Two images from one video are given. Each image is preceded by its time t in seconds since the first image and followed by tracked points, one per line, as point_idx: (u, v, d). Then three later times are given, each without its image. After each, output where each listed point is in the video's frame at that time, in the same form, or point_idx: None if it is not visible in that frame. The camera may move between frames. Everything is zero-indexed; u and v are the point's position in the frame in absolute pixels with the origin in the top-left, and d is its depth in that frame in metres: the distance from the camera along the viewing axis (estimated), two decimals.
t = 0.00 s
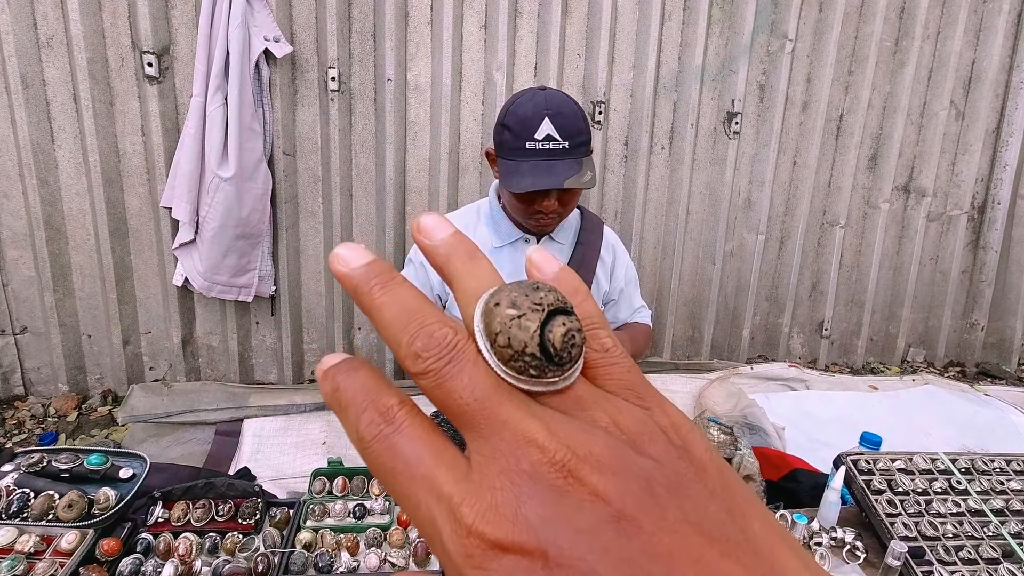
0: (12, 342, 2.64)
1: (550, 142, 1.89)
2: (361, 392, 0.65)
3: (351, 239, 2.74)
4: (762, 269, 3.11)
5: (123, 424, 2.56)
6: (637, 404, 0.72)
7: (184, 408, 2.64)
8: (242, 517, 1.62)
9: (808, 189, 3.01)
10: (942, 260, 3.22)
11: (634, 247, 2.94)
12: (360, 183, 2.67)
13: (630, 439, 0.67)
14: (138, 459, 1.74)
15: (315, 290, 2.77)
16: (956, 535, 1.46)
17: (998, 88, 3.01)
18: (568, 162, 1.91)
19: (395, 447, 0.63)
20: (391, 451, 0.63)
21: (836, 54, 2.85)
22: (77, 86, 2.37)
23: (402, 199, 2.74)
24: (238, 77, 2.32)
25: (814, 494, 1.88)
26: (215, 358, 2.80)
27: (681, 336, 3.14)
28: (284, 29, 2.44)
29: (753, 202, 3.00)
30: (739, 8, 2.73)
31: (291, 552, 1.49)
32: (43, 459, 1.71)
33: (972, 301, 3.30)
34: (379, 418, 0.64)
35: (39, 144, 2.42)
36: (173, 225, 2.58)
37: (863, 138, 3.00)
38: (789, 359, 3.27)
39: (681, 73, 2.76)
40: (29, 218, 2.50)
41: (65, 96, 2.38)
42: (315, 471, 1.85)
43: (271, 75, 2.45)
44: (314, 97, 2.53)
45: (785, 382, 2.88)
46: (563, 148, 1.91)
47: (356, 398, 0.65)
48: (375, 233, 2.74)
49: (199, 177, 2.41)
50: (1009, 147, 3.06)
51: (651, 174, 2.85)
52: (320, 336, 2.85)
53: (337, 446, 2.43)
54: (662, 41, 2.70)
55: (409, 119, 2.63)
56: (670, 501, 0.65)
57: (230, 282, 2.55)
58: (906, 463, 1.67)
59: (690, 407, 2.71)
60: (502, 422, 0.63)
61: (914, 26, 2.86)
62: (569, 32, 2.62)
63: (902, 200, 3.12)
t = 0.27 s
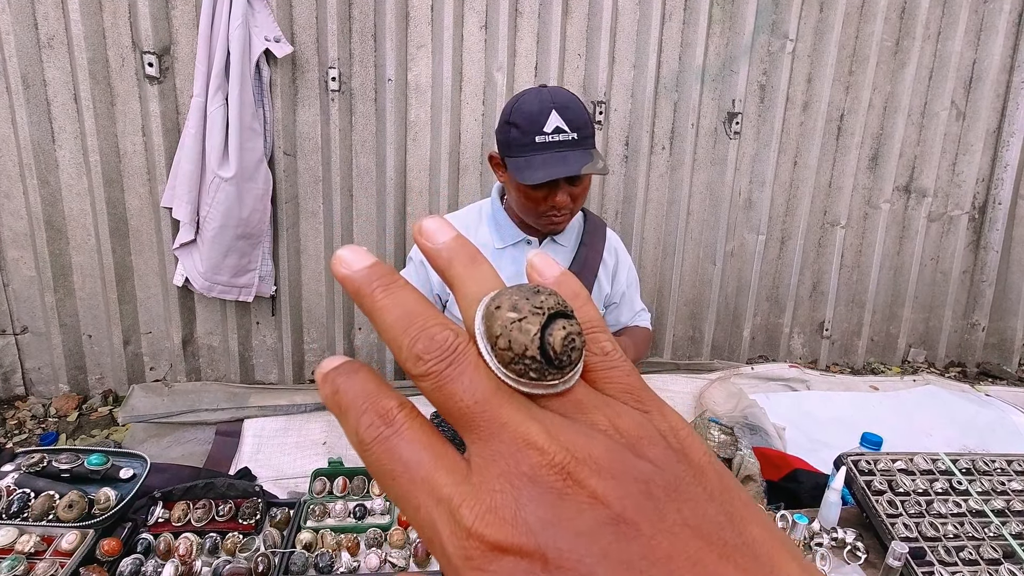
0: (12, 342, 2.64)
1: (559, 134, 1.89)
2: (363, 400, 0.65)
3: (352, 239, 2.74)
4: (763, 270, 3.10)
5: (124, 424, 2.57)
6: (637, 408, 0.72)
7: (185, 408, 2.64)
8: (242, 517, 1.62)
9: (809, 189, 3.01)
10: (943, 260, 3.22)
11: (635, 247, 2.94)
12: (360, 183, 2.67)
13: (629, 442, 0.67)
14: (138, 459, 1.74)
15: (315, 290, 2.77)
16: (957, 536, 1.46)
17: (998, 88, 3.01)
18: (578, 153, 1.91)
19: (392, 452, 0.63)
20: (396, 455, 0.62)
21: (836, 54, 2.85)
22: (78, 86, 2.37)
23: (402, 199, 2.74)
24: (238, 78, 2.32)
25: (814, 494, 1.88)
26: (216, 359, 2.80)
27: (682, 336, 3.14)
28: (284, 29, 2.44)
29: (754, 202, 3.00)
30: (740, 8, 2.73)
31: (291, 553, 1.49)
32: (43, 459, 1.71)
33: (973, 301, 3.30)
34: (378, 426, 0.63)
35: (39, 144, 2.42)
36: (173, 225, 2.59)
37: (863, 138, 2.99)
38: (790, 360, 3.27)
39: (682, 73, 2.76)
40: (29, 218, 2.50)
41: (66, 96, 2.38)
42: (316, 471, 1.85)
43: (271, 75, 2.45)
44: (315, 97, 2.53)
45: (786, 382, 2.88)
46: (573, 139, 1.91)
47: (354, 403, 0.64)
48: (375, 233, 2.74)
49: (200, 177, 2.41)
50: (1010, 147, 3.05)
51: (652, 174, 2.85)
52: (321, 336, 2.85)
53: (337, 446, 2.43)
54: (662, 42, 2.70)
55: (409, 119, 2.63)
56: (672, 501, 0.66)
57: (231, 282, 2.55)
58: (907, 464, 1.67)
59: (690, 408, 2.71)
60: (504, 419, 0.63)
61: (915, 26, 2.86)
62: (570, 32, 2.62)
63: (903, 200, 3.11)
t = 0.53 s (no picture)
0: (13, 342, 2.64)
1: (567, 109, 1.92)
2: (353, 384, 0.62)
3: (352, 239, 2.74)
4: (763, 270, 3.11)
5: (124, 424, 2.57)
6: (639, 419, 0.70)
7: (185, 408, 2.64)
8: (242, 517, 1.62)
9: (809, 189, 3.01)
10: (944, 260, 3.22)
11: (635, 247, 2.94)
12: (360, 183, 2.67)
13: (633, 443, 0.65)
14: (138, 459, 1.75)
15: (315, 290, 2.77)
16: (957, 536, 1.46)
17: (999, 88, 3.01)
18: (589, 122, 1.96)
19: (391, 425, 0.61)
20: (382, 425, 0.60)
21: (837, 54, 2.84)
22: (78, 86, 2.37)
23: (402, 199, 2.74)
24: (239, 78, 2.32)
25: (814, 494, 1.88)
26: (216, 359, 2.81)
27: (682, 336, 3.14)
28: (284, 30, 2.44)
29: (754, 202, 3.00)
30: (740, 8, 2.73)
31: (291, 552, 1.50)
32: (44, 459, 1.72)
33: (973, 301, 3.30)
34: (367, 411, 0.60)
35: (40, 144, 2.42)
36: (173, 225, 2.59)
37: (864, 138, 2.99)
38: (790, 360, 3.27)
39: (682, 73, 2.76)
40: (29, 218, 2.50)
41: (66, 96, 2.38)
42: (315, 471, 1.85)
43: (271, 75, 2.45)
44: (315, 97, 2.53)
45: (786, 382, 2.89)
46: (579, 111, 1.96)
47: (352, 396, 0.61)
48: (375, 233, 2.74)
49: (200, 177, 2.41)
50: (1011, 147, 3.05)
51: (652, 174, 2.85)
52: (321, 336, 2.85)
53: (337, 446, 2.43)
54: (662, 42, 2.71)
55: (409, 119, 2.63)
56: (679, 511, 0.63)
57: (231, 282, 2.56)
58: (907, 464, 1.67)
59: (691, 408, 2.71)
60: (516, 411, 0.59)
61: (915, 26, 2.86)
62: (570, 32, 2.62)
63: (903, 200, 3.11)
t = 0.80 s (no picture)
0: (13, 341, 2.64)
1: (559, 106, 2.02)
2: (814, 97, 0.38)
3: (352, 238, 2.74)
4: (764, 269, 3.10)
5: (124, 423, 2.57)
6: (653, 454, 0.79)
7: (184, 408, 2.64)
8: (241, 516, 1.62)
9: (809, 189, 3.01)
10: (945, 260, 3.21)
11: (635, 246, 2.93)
12: (360, 182, 2.67)
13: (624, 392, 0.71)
14: (138, 458, 1.74)
15: (315, 290, 2.76)
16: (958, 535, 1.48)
17: (1000, 87, 3.00)
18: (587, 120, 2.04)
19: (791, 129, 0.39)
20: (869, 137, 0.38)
21: (837, 53, 2.84)
22: (78, 85, 2.37)
23: (402, 199, 2.73)
24: (238, 78, 2.32)
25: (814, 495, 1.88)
26: (216, 358, 2.80)
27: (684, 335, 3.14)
28: (284, 29, 2.44)
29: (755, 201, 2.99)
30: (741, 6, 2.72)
31: (290, 552, 1.50)
32: (42, 458, 1.71)
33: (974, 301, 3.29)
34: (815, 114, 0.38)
35: (40, 144, 2.42)
36: (173, 225, 2.58)
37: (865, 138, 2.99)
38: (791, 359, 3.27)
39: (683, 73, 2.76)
40: (29, 217, 2.51)
41: (66, 95, 2.38)
42: (315, 470, 1.83)
43: (271, 74, 2.45)
44: (315, 97, 2.52)
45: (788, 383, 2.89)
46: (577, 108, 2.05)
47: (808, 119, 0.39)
48: (376, 232, 2.74)
49: (200, 176, 2.41)
50: (1012, 147, 3.04)
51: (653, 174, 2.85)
52: (321, 336, 2.84)
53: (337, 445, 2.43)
54: (663, 41, 2.70)
55: (409, 119, 2.63)
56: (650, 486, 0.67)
57: (231, 281, 2.55)
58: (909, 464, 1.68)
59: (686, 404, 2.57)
60: (649, 297, 0.63)
61: (916, 25, 2.85)
62: (570, 31, 2.62)
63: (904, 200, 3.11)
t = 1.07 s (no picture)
0: (9, 342, 2.64)
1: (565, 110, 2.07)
2: None
3: (350, 239, 2.74)
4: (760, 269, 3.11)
5: (121, 424, 2.57)
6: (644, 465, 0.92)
7: (182, 408, 2.64)
8: (237, 517, 1.62)
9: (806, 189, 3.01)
10: (941, 260, 3.22)
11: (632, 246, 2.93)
12: (358, 183, 2.67)
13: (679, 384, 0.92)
14: (134, 458, 1.74)
15: (313, 290, 2.77)
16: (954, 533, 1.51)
17: (996, 88, 3.01)
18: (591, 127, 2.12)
19: None
20: None
21: (834, 54, 2.85)
22: (75, 85, 2.37)
23: (400, 199, 2.73)
24: (235, 78, 2.32)
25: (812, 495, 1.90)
26: (214, 359, 2.80)
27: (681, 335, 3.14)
28: (281, 29, 2.44)
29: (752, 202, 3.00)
30: (737, 7, 2.73)
31: (285, 552, 1.50)
32: (38, 459, 1.72)
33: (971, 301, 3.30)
34: None
35: (36, 144, 2.42)
36: (170, 225, 2.58)
37: (861, 138, 2.99)
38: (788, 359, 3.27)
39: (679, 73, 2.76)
40: (26, 218, 2.50)
41: (63, 96, 2.38)
42: (311, 469, 1.81)
43: (268, 75, 2.46)
44: (312, 97, 2.53)
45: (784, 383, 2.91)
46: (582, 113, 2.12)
47: None
48: (374, 233, 2.74)
49: (197, 177, 2.41)
50: (1008, 147, 3.05)
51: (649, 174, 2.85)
52: (319, 336, 2.84)
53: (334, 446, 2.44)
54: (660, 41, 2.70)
55: (406, 119, 2.63)
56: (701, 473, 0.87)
57: (228, 282, 2.55)
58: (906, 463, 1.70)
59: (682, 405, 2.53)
60: (746, 336, 0.95)
61: (913, 25, 2.86)
62: (567, 32, 2.62)
63: (901, 200, 3.11)
